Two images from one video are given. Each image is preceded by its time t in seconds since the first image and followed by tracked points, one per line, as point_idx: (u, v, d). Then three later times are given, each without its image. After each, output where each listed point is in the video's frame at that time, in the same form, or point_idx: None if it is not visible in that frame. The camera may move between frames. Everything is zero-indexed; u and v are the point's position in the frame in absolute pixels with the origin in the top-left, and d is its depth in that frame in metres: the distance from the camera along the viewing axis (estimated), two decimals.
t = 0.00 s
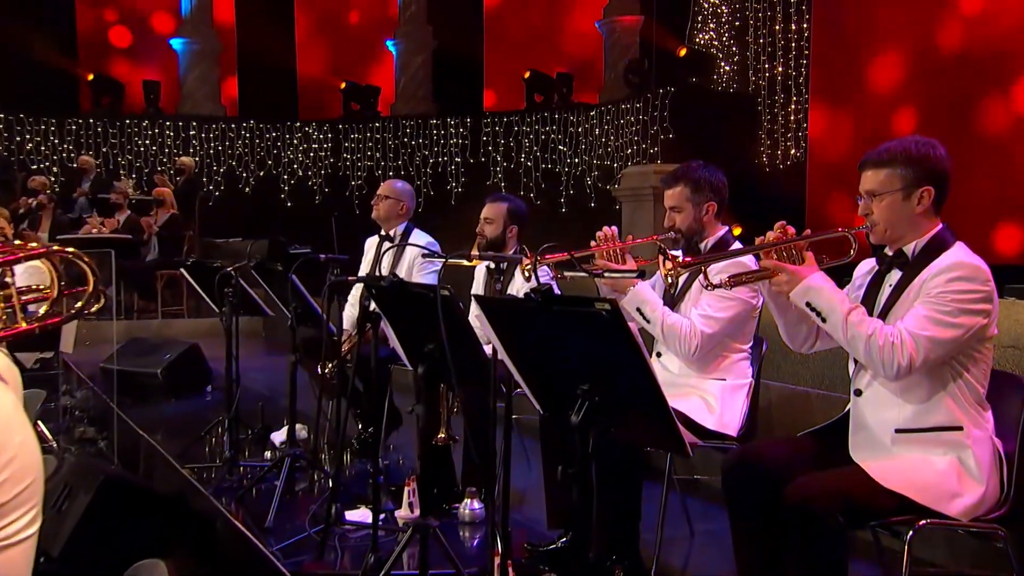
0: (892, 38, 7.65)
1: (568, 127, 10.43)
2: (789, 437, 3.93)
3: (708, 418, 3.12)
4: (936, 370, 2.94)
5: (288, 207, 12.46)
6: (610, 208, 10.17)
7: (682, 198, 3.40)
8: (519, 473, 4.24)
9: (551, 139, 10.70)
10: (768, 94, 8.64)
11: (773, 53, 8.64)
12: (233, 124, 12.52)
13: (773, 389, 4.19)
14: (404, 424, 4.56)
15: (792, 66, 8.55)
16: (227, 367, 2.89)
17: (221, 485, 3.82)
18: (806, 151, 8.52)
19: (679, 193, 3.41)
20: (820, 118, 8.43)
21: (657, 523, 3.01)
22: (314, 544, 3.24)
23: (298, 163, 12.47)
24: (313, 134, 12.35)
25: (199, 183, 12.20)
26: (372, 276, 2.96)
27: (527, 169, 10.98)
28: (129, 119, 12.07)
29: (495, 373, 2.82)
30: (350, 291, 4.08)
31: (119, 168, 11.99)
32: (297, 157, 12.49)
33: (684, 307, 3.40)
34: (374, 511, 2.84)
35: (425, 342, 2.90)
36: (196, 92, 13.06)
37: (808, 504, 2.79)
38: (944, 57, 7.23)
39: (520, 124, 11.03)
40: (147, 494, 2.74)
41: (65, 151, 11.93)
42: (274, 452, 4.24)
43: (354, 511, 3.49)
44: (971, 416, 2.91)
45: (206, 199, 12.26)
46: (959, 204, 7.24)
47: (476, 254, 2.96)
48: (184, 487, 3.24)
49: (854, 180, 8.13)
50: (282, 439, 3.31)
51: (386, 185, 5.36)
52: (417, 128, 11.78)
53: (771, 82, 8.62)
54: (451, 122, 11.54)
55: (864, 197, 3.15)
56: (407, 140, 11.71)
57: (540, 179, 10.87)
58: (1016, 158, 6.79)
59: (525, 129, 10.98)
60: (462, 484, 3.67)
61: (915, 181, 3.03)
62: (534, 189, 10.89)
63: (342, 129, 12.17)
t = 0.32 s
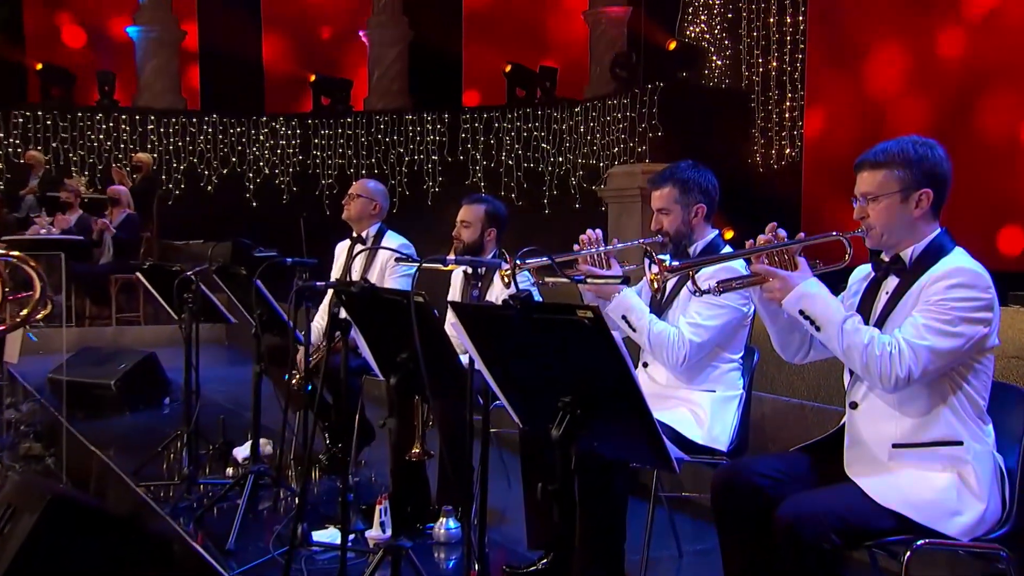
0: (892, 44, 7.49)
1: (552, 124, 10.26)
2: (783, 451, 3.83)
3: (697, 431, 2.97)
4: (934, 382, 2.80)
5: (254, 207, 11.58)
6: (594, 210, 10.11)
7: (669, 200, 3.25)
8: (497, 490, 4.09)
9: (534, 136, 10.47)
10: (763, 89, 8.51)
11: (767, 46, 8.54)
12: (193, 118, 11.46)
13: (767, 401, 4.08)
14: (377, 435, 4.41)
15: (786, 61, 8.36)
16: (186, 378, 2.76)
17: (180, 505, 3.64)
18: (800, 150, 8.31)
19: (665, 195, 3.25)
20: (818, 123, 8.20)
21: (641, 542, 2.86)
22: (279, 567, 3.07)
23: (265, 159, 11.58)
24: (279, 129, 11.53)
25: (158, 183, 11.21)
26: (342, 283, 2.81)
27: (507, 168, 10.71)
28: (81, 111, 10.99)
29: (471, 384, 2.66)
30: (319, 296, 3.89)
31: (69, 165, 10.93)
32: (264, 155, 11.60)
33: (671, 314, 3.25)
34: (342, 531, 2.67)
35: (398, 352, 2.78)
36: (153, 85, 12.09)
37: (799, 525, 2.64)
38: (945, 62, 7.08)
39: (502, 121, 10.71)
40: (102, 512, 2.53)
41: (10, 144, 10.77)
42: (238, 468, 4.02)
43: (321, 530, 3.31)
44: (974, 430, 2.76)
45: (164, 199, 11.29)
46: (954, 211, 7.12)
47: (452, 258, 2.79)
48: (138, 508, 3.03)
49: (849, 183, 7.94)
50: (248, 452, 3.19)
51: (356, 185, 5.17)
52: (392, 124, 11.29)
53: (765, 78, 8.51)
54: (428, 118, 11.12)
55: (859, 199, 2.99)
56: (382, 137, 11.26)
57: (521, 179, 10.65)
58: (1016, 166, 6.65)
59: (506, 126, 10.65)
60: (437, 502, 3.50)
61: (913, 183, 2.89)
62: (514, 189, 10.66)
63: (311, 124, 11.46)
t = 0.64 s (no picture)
0: (887, 54, 7.29)
1: (531, 128, 9.59)
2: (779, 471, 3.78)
3: (683, 455, 2.83)
4: (931, 402, 2.65)
5: (213, 217, 10.89)
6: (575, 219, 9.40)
7: (653, 210, 3.09)
8: (471, 517, 3.94)
9: (512, 142, 9.80)
10: (752, 95, 8.34)
11: (756, 48, 8.38)
12: (145, 123, 10.72)
13: (759, 423, 4.04)
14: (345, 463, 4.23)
15: (777, 62, 8.19)
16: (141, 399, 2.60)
17: (130, 538, 3.49)
18: (792, 158, 8.09)
19: (649, 204, 3.10)
20: (811, 134, 7.97)
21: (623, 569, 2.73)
22: None
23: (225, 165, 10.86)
24: (238, 133, 10.82)
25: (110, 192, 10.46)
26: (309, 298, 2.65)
27: (485, 176, 10.03)
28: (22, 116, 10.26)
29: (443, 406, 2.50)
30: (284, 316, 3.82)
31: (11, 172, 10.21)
32: (224, 161, 10.88)
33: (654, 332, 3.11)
34: (305, 564, 2.51)
35: (366, 372, 2.63)
36: (106, 84, 11.25)
37: (788, 555, 2.51)
38: (941, 72, 6.92)
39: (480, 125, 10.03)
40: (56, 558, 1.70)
41: None
42: (194, 499, 3.85)
43: (285, 562, 3.15)
44: (973, 453, 2.61)
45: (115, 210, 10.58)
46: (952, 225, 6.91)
47: (424, 272, 2.63)
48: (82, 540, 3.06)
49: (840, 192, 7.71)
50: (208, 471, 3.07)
51: (321, 195, 4.99)
52: (362, 128, 10.64)
53: (755, 80, 8.35)
54: (400, 122, 10.47)
55: (853, 210, 2.83)
56: (350, 143, 10.63)
57: (499, 187, 9.95)
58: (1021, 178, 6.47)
59: (483, 130, 9.98)
60: (408, 533, 3.34)
61: (909, 192, 2.74)
62: (492, 198, 9.96)
63: (275, 129, 10.73)
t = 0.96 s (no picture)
0: (873, 55, 7.31)
1: (503, 129, 9.24)
2: (762, 494, 3.73)
3: (661, 474, 2.71)
4: (919, 418, 2.51)
5: (163, 223, 10.14)
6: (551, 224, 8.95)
7: (630, 217, 2.97)
8: (438, 542, 3.78)
9: (483, 144, 9.41)
10: (737, 92, 8.18)
11: (740, 45, 8.26)
12: (87, 120, 9.85)
13: (742, 441, 3.97)
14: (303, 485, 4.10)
15: (761, 61, 8.11)
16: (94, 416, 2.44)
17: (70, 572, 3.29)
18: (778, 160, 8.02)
19: (625, 211, 2.97)
20: (796, 137, 7.98)
21: None
22: None
23: (177, 166, 10.11)
24: (191, 132, 10.09)
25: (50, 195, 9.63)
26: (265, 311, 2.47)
27: (454, 179, 9.65)
28: None
29: (407, 424, 2.36)
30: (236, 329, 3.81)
31: None
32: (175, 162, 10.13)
33: (631, 343, 2.99)
34: None
35: (326, 390, 2.50)
36: (45, 81, 10.34)
37: None
38: (930, 74, 6.94)
39: (447, 125, 9.63)
40: None
41: None
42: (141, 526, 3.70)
43: None
44: (964, 470, 2.46)
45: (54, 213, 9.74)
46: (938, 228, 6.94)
47: (386, 284, 2.48)
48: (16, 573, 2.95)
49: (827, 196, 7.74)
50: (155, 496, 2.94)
51: (278, 199, 4.83)
52: (323, 129, 10.13)
53: (738, 79, 8.20)
54: (364, 122, 10.01)
55: (838, 217, 2.69)
56: (311, 143, 10.08)
57: (470, 190, 9.57)
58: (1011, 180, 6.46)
59: (452, 131, 9.58)
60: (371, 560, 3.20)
61: (897, 198, 2.61)
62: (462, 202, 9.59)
63: (230, 129, 10.07)
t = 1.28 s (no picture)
0: (848, 55, 7.36)
1: (453, 127, 8.22)
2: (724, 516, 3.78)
3: (615, 495, 2.61)
4: (881, 437, 2.40)
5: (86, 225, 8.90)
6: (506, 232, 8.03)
7: (584, 223, 2.85)
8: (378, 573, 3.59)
9: (433, 143, 8.30)
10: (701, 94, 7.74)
11: (704, 42, 7.82)
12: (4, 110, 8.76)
13: (700, 458, 4.13)
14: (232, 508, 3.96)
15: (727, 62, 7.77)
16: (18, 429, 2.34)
17: None
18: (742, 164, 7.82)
19: (579, 216, 2.86)
20: (772, 137, 8.00)
21: None
22: None
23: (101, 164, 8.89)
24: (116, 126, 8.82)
25: None
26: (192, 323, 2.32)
27: (403, 181, 8.40)
28: None
29: (344, 444, 2.21)
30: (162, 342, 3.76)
31: None
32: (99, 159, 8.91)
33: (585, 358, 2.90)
34: None
35: (258, 407, 2.38)
36: None
37: None
38: (900, 80, 7.03)
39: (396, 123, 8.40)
40: None
41: None
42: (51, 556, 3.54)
43: None
44: (927, 490, 2.35)
45: None
46: (910, 230, 7.03)
47: (327, 291, 2.33)
48: None
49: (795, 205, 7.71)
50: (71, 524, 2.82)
51: (210, 199, 4.63)
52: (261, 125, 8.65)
53: (702, 79, 7.77)
54: (304, 118, 8.53)
55: (798, 224, 2.59)
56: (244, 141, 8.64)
57: (420, 194, 8.38)
58: (985, 180, 6.58)
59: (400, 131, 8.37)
60: None
61: (859, 205, 2.50)
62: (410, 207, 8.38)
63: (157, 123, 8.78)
